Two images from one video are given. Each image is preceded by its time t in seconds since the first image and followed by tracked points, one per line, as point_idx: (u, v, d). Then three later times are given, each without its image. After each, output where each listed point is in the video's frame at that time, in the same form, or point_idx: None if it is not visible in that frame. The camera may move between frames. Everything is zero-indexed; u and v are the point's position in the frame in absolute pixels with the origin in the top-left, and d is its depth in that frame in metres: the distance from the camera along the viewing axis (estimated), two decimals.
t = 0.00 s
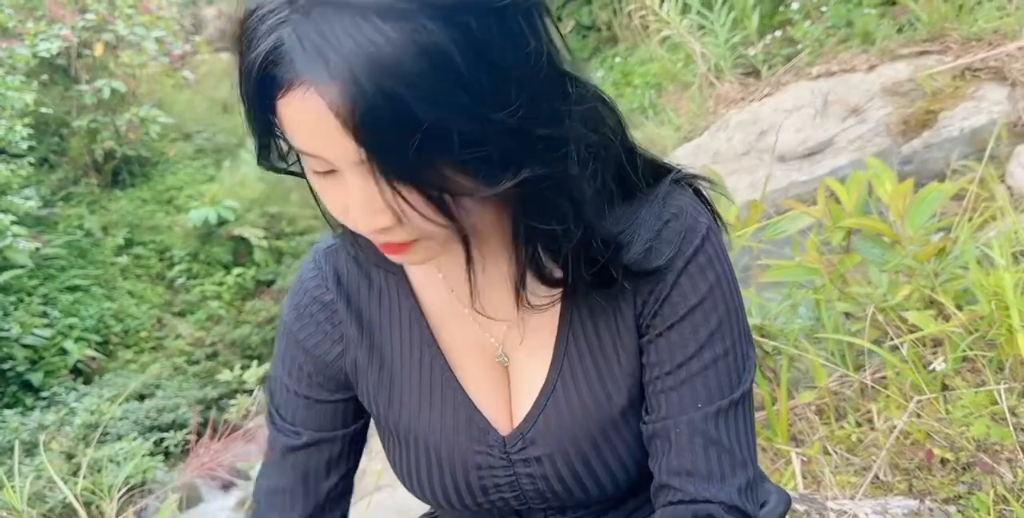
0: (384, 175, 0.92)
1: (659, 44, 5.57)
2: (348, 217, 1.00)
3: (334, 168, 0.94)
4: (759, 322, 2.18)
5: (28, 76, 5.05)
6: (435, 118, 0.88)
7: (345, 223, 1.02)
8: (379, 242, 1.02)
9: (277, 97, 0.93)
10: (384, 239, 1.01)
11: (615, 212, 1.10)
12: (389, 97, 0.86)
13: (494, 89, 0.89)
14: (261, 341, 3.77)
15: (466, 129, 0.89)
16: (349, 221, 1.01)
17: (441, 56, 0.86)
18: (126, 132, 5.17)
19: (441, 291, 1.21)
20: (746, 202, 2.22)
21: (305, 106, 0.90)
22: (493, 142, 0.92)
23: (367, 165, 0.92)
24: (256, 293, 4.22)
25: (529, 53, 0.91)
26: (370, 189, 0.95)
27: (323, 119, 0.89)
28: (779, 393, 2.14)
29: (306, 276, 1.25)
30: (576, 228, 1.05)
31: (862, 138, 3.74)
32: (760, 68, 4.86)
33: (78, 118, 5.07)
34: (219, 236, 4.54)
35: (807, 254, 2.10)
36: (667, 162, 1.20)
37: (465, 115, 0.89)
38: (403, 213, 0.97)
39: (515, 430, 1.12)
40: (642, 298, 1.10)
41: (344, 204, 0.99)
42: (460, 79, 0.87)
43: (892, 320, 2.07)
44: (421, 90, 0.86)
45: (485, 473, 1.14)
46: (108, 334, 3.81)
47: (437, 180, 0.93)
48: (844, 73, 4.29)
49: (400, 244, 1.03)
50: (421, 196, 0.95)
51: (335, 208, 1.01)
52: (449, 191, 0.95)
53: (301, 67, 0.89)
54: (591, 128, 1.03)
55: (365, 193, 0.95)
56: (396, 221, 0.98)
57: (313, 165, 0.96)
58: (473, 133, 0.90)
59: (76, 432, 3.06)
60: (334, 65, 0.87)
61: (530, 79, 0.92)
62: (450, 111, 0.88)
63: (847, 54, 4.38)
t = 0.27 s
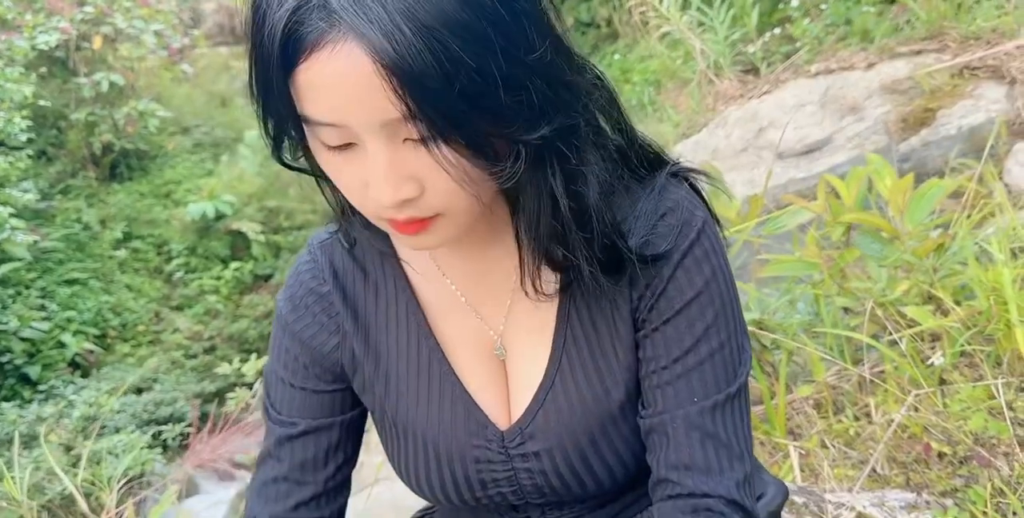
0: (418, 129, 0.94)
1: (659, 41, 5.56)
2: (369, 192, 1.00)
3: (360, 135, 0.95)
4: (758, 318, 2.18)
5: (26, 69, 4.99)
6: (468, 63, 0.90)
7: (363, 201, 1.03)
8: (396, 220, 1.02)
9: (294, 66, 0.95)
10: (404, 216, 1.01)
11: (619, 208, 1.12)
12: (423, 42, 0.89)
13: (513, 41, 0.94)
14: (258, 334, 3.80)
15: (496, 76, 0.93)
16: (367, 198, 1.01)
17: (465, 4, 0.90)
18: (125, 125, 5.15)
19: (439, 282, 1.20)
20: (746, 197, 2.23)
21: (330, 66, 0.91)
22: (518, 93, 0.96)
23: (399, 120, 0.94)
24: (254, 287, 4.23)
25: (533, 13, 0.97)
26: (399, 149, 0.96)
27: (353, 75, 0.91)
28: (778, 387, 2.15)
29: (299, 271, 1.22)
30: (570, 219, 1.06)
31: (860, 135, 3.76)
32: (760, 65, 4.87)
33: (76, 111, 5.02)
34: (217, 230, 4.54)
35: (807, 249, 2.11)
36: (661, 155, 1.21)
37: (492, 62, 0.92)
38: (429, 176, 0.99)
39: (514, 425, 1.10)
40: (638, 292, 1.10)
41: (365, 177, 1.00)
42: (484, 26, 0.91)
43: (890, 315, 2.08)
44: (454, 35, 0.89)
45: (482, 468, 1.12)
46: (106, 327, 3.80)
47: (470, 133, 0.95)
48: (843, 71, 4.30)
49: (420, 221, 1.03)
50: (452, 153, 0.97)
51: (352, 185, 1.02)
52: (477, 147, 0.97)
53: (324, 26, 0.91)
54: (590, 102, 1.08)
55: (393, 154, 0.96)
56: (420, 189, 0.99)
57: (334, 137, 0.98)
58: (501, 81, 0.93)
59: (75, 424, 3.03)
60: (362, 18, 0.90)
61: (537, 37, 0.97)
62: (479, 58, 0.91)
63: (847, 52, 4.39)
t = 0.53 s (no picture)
0: (435, 121, 0.97)
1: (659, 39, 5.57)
2: (385, 181, 1.03)
3: (380, 127, 0.98)
4: (753, 313, 2.22)
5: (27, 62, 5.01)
6: (483, 58, 0.94)
7: (379, 190, 1.06)
8: (412, 207, 1.05)
9: (316, 62, 0.97)
10: (420, 204, 1.04)
11: (612, 197, 1.13)
12: (444, 41, 0.92)
13: (525, 38, 0.97)
14: (257, 331, 3.82)
15: (510, 70, 0.96)
16: (383, 187, 1.04)
17: (481, 3, 0.93)
18: (125, 120, 5.16)
19: (442, 272, 1.22)
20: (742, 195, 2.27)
21: (352, 61, 0.94)
22: (529, 87, 0.99)
23: (417, 113, 0.96)
24: (253, 283, 4.25)
25: (543, 10, 0.99)
26: (416, 140, 0.99)
27: (375, 71, 0.94)
28: (773, 382, 2.19)
29: (305, 261, 1.24)
30: (570, 211, 1.09)
31: (859, 135, 3.78)
32: (760, 64, 4.90)
33: (76, 105, 5.03)
34: (216, 225, 4.56)
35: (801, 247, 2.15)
36: (655, 153, 1.23)
37: (506, 58, 0.95)
38: (445, 166, 1.01)
39: (514, 408, 1.12)
40: (631, 282, 1.12)
41: (382, 166, 1.02)
42: (498, 25, 0.94)
43: (882, 312, 2.12)
44: (471, 33, 0.92)
45: (483, 452, 1.13)
46: (105, 321, 3.81)
47: (484, 124, 0.98)
48: (842, 70, 4.32)
49: (435, 208, 1.06)
50: (467, 145, 1.00)
51: (369, 176, 1.05)
52: (490, 138, 1.00)
53: (348, 25, 0.94)
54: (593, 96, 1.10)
55: (411, 144, 0.99)
56: (434, 179, 1.02)
57: (354, 129, 1.01)
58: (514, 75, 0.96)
59: (76, 417, 3.06)
60: (385, 15, 0.93)
61: (546, 33, 1.00)
62: (495, 54, 0.94)
63: (847, 52, 4.41)
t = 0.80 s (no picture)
0: (439, 123, 1.03)
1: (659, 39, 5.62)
2: (391, 179, 1.09)
3: (387, 128, 1.04)
4: (744, 309, 2.29)
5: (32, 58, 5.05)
6: (483, 66, 1.00)
7: (385, 188, 1.12)
8: (416, 201, 1.11)
9: (329, 69, 1.03)
10: (423, 198, 1.11)
11: (602, 196, 1.19)
12: (447, 51, 0.98)
13: (521, 48, 1.03)
14: (258, 326, 3.88)
15: (507, 77, 1.02)
16: (389, 184, 1.10)
17: (481, 16, 0.99)
18: (127, 116, 5.20)
19: (442, 266, 1.28)
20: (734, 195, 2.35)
21: (362, 69, 1.00)
22: (524, 93, 1.05)
23: (423, 116, 1.03)
24: (254, 279, 4.31)
25: (537, 21, 1.05)
26: (421, 141, 1.05)
27: (385, 78, 1.00)
28: (762, 377, 2.25)
29: (314, 254, 1.30)
30: (564, 208, 1.14)
31: (857, 136, 3.82)
32: (759, 65, 4.96)
33: (79, 101, 5.07)
34: (218, 221, 4.61)
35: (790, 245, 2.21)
36: (644, 157, 1.29)
37: (504, 66, 1.01)
38: (448, 165, 1.07)
39: (509, 394, 1.18)
40: (619, 277, 1.18)
41: (389, 165, 1.08)
42: (497, 36, 1.00)
43: (868, 309, 2.19)
44: (472, 44, 0.99)
45: (481, 435, 1.19)
46: (107, 316, 3.86)
47: (485, 127, 1.05)
48: (840, 72, 4.37)
49: (437, 203, 1.12)
50: (470, 145, 1.06)
51: (375, 175, 1.11)
52: (489, 139, 1.06)
53: (358, 35, 1.00)
54: (584, 102, 1.17)
55: (416, 145, 1.05)
56: (437, 176, 1.08)
57: (362, 131, 1.07)
58: (511, 81, 1.03)
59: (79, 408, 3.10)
60: (392, 26, 0.99)
61: (540, 43, 1.06)
62: (493, 62, 1.00)
63: (845, 53, 4.47)
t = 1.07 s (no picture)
0: (438, 130, 1.11)
1: (660, 38, 5.66)
2: (389, 180, 1.16)
3: (388, 133, 1.12)
4: (733, 305, 2.36)
5: (37, 54, 5.12)
6: (479, 78, 1.07)
7: (385, 189, 1.19)
8: (414, 201, 1.18)
9: (338, 78, 1.11)
10: (421, 198, 1.18)
11: (587, 197, 1.27)
12: (447, 64, 1.05)
13: (514, 61, 1.10)
14: (260, 321, 3.96)
15: (502, 88, 1.10)
16: (388, 185, 1.17)
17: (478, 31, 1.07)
18: (131, 110, 5.25)
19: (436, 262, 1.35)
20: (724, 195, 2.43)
21: (369, 79, 1.08)
22: (516, 101, 1.12)
23: (423, 123, 1.10)
24: (257, 274, 4.39)
25: (528, 36, 1.13)
26: (420, 145, 1.13)
27: (390, 87, 1.07)
28: (750, 371, 2.32)
29: (316, 250, 1.37)
30: (552, 208, 1.22)
31: (855, 136, 3.94)
32: (759, 65, 5.03)
33: (83, 95, 5.11)
34: (221, 215, 4.67)
35: (778, 244, 2.28)
36: (628, 162, 1.37)
37: (498, 78, 1.09)
38: (445, 168, 1.15)
39: (500, 382, 1.25)
40: (602, 274, 1.26)
41: (389, 167, 1.15)
42: (492, 50, 1.08)
43: (851, 306, 2.26)
44: (469, 57, 1.06)
45: (472, 422, 1.27)
46: (109, 310, 3.92)
47: (480, 134, 1.12)
48: (840, 72, 4.43)
49: (434, 202, 1.19)
50: (466, 150, 1.14)
51: (375, 176, 1.18)
52: (484, 145, 1.14)
53: (366, 48, 1.08)
54: (572, 110, 1.24)
55: (416, 149, 1.13)
56: (435, 177, 1.15)
57: (365, 135, 1.14)
58: (504, 91, 1.10)
59: (82, 403, 3.16)
60: (396, 40, 1.06)
61: (532, 57, 1.13)
62: (488, 73, 1.08)
63: (844, 53, 4.54)
